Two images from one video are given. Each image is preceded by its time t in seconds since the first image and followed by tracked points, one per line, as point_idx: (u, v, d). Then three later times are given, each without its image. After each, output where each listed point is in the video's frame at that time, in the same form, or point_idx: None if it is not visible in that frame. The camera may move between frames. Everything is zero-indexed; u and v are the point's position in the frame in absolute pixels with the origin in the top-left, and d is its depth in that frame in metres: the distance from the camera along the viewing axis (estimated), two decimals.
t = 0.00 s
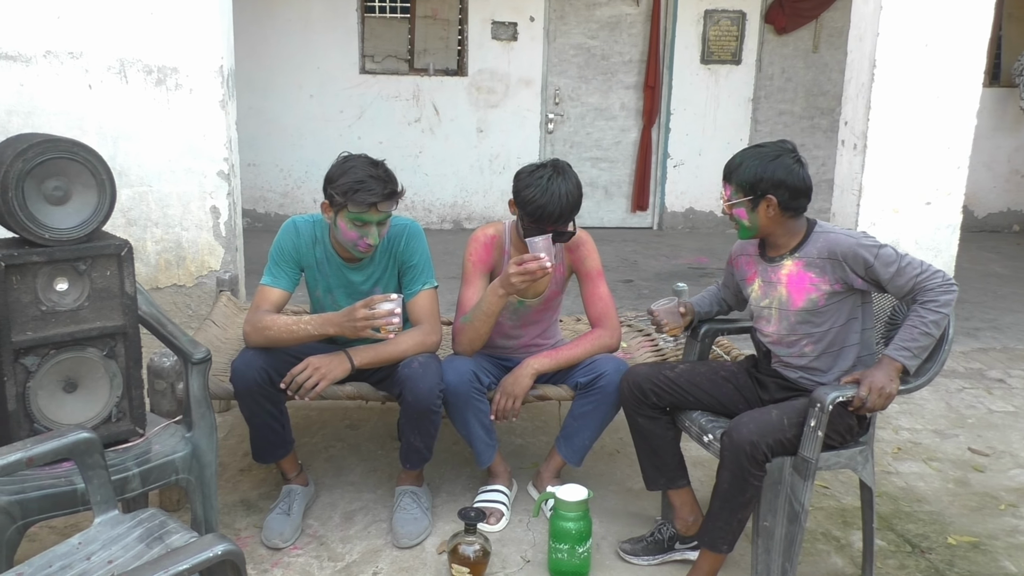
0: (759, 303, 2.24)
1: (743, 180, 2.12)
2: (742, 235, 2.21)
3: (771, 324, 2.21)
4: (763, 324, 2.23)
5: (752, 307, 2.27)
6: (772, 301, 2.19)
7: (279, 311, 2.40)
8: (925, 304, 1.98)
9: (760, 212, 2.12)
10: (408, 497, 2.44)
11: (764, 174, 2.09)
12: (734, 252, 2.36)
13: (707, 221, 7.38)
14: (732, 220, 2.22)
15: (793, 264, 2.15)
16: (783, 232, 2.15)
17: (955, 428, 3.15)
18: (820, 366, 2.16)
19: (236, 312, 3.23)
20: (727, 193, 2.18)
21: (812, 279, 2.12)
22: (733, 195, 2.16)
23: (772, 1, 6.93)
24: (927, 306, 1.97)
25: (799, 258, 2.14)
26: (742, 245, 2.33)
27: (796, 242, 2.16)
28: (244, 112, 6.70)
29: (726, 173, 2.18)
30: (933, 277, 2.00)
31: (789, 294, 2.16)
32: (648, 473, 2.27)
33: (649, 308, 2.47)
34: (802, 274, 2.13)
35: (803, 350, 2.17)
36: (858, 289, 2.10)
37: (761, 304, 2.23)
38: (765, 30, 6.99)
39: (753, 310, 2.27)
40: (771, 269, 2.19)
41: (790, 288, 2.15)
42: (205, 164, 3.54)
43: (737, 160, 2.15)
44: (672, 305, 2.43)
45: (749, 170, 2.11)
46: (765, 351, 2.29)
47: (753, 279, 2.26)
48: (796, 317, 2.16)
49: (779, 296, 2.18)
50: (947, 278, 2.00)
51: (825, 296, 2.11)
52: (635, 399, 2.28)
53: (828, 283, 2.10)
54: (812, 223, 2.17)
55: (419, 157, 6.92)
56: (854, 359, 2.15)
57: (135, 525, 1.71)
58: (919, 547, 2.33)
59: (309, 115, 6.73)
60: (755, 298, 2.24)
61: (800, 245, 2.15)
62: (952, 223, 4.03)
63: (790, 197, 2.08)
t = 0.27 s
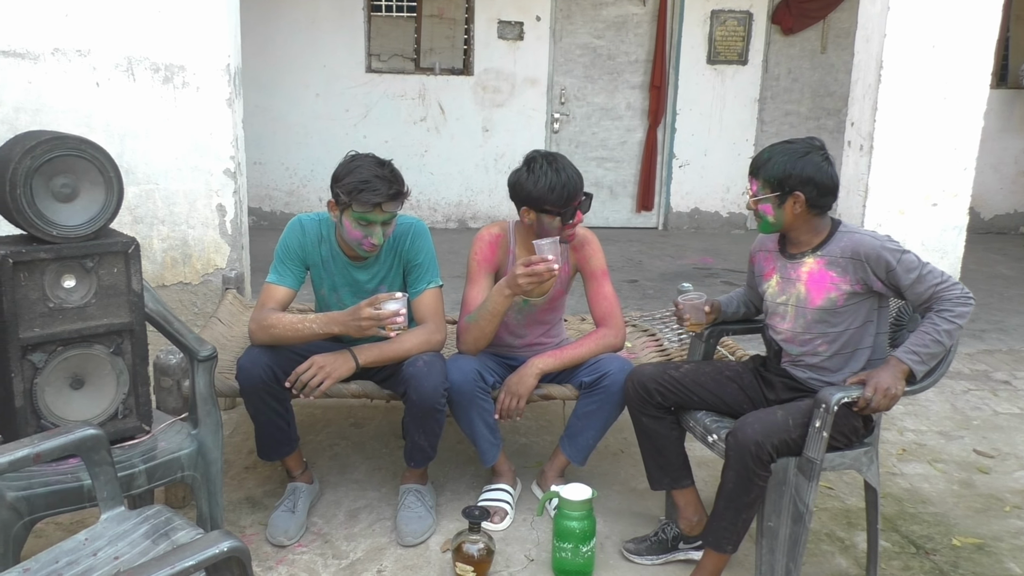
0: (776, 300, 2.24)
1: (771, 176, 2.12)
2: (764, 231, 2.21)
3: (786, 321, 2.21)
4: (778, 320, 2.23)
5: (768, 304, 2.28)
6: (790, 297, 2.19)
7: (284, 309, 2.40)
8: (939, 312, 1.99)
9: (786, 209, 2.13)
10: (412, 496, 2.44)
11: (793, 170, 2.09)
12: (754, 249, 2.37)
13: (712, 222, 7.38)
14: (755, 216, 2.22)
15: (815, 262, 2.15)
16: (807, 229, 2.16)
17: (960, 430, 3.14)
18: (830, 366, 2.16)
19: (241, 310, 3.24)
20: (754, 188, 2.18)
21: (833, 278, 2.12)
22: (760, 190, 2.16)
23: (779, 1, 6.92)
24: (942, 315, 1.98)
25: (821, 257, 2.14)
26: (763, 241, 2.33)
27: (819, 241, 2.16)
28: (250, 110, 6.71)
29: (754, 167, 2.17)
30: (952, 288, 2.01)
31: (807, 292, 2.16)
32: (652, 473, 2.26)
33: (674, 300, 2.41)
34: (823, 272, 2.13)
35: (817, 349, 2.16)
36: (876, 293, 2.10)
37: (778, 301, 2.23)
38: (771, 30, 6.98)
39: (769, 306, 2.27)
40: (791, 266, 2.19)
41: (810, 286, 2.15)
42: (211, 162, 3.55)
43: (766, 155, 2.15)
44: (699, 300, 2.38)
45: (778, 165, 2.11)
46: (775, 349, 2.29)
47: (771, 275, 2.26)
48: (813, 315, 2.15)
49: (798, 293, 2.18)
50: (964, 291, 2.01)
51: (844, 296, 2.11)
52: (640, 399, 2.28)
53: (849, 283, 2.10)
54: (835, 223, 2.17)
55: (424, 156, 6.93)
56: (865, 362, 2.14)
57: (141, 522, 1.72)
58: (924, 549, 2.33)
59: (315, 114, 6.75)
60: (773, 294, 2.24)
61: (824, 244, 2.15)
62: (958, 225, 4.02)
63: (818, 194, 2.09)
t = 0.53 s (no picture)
0: (789, 298, 2.24)
1: (794, 173, 2.12)
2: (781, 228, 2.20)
3: (798, 319, 2.21)
4: (790, 319, 2.23)
5: (780, 302, 2.27)
6: (803, 296, 2.19)
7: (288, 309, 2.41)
8: (949, 320, 1.98)
9: (806, 207, 2.12)
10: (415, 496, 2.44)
11: (815, 169, 2.09)
12: (770, 247, 2.36)
13: (716, 222, 7.37)
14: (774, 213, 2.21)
15: (831, 261, 2.14)
16: (825, 229, 2.15)
17: (964, 432, 3.13)
18: (839, 366, 2.16)
19: (245, 310, 3.24)
20: (776, 184, 2.17)
21: (848, 278, 2.11)
22: (782, 187, 2.15)
23: (784, 2, 6.91)
24: (953, 323, 1.97)
25: (838, 257, 2.13)
26: (780, 240, 2.33)
27: (836, 241, 2.15)
28: (255, 110, 6.72)
29: (776, 164, 2.17)
30: (965, 298, 2.00)
31: (821, 291, 2.15)
32: (655, 474, 2.27)
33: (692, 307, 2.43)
34: (838, 273, 2.13)
35: (827, 349, 2.16)
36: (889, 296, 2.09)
37: (791, 299, 2.23)
38: (776, 31, 6.97)
39: (782, 305, 2.27)
40: (806, 265, 2.19)
41: (825, 285, 2.15)
42: (216, 162, 3.56)
43: (790, 152, 2.15)
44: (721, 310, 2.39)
45: (801, 163, 2.11)
46: (783, 349, 2.28)
47: (786, 274, 2.26)
48: (825, 315, 2.15)
49: (812, 292, 2.18)
50: (977, 302, 2.00)
51: (858, 297, 2.11)
52: (644, 399, 2.28)
53: (863, 285, 2.09)
54: (854, 225, 2.17)
55: (428, 156, 6.94)
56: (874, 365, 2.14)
57: (144, 521, 1.72)
58: (927, 551, 2.33)
59: (320, 114, 6.75)
60: (786, 292, 2.24)
61: (840, 244, 2.14)
62: (963, 226, 4.01)
63: (840, 195, 2.09)
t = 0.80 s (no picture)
0: (796, 296, 2.23)
1: (806, 169, 2.12)
2: (793, 226, 2.19)
3: (805, 317, 2.20)
4: (796, 317, 2.22)
5: (788, 300, 2.27)
6: (811, 294, 2.18)
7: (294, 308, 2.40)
8: (955, 322, 1.98)
9: (818, 204, 2.12)
10: (420, 496, 2.44)
11: (828, 165, 2.09)
12: (778, 245, 2.36)
13: (721, 222, 7.36)
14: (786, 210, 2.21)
15: (840, 259, 2.13)
16: (835, 226, 2.15)
17: (970, 433, 3.12)
18: (844, 365, 2.15)
19: (250, 309, 3.25)
20: (788, 181, 2.17)
21: (856, 276, 2.11)
22: (794, 184, 2.15)
23: (789, 2, 6.90)
24: (959, 325, 1.97)
25: (846, 255, 2.13)
26: (788, 238, 2.32)
27: (845, 239, 2.15)
28: (260, 110, 6.73)
29: (788, 161, 2.17)
30: (971, 300, 1.99)
31: (829, 289, 2.15)
32: (661, 473, 2.26)
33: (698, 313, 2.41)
34: (846, 270, 2.12)
35: (833, 348, 2.15)
36: (895, 295, 2.08)
37: (798, 297, 2.22)
38: (782, 31, 6.96)
39: (789, 303, 2.26)
40: (815, 263, 2.18)
41: (832, 283, 2.14)
42: (221, 161, 3.56)
43: (801, 149, 2.15)
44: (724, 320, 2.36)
45: (813, 160, 2.11)
46: (789, 348, 2.28)
47: (793, 271, 2.25)
48: (832, 312, 2.14)
49: (819, 290, 2.17)
50: (984, 304, 2.00)
51: (865, 295, 2.10)
52: (650, 399, 2.28)
53: (871, 283, 2.09)
54: (863, 223, 2.16)
55: (433, 156, 6.94)
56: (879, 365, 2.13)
57: (149, 520, 1.73)
58: (933, 552, 2.32)
59: (325, 114, 6.76)
60: (794, 290, 2.24)
61: (849, 242, 2.14)
62: (969, 226, 4.00)
63: (852, 191, 2.08)
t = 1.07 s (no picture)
0: (802, 295, 2.22)
1: (807, 168, 2.11)
2: (795, 225, 2.18)
3: (811, 316, 2.19)
4: (802, 316, 2.22)
5: (793, 299, 2.26)
6: (817, 293, 2.18)
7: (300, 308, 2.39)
8: (956, 322, 1.97)
9: (820, 201, 2.11)
10: (422, 497, 2.44)
11: (829, 163, 2.09)
12: (780, 243, 2.35)
13: (725, 222, 7.34)
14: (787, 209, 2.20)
15: (842, 259, 2.13)
16: (837, 224, 2.14)
17: (975, 433, 3.11)
18: (853, 363, 2.14)
19: (253, 309, 3.25)
20: (789, 179, 2.16)
21: (858, 275, 2.10)
22: (795, 182, 2.14)
23: (794, 1, 6.88)
24: (961, 326, 1.96)
25: (847, 254, 2.12)
26: (789, 236, 2.31)
27: (847, 238, 2.14)
28: (264, 110, 6.74)
29: (789, 159, 2.16)
30: (973, 301, 1.98)
31: (833, 288, 2.14)
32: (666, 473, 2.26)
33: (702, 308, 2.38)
34: (848, 269, 2.12)
35: (840, 346, 2.15)
36: (897, 296, 2.07)
37: (804, 296, 2.22)
38: (786, 30, 6.94)
39: (795, 302, 2.25)
40: (818, 262, 2.18)
41: (836, 282, 2.14)
42: (225, 161, 3.56)
43: (802, 148, 2.13)
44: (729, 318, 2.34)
45: (814, 158, 2.10)
46: (797, 346, 2.27)
47: (798, 271, 2.25)
48: (837, 312, 2.14)
49: (824, 290, 2.16)
50: (987, 304, 1.98)
51: (868, 294, 2.09)
52: (660, 398, 2.27)
53: (873, 283, 2.08)
54: (866, 222, 2.15)
55: (436, 156, 6.93)
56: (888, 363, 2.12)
57: (151, 519, 1.73)
58: (937, 552, 2.31)
59: (329, 114, 6.77)
60: (799, 289, 2.23)
61: (851, 241, 2.13)
62: (974, 225, 3.98)
63: (853, 188, 2.08)
